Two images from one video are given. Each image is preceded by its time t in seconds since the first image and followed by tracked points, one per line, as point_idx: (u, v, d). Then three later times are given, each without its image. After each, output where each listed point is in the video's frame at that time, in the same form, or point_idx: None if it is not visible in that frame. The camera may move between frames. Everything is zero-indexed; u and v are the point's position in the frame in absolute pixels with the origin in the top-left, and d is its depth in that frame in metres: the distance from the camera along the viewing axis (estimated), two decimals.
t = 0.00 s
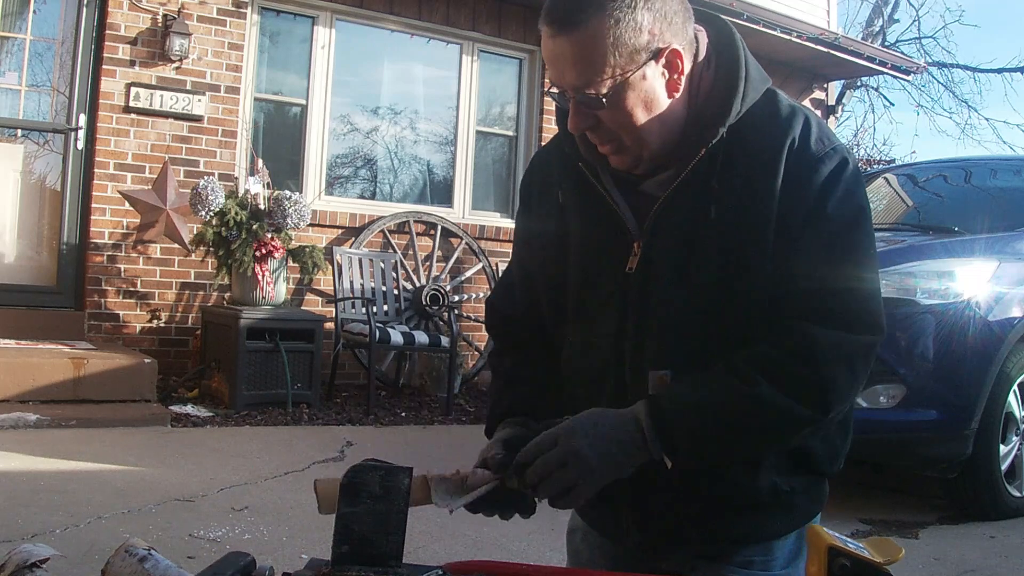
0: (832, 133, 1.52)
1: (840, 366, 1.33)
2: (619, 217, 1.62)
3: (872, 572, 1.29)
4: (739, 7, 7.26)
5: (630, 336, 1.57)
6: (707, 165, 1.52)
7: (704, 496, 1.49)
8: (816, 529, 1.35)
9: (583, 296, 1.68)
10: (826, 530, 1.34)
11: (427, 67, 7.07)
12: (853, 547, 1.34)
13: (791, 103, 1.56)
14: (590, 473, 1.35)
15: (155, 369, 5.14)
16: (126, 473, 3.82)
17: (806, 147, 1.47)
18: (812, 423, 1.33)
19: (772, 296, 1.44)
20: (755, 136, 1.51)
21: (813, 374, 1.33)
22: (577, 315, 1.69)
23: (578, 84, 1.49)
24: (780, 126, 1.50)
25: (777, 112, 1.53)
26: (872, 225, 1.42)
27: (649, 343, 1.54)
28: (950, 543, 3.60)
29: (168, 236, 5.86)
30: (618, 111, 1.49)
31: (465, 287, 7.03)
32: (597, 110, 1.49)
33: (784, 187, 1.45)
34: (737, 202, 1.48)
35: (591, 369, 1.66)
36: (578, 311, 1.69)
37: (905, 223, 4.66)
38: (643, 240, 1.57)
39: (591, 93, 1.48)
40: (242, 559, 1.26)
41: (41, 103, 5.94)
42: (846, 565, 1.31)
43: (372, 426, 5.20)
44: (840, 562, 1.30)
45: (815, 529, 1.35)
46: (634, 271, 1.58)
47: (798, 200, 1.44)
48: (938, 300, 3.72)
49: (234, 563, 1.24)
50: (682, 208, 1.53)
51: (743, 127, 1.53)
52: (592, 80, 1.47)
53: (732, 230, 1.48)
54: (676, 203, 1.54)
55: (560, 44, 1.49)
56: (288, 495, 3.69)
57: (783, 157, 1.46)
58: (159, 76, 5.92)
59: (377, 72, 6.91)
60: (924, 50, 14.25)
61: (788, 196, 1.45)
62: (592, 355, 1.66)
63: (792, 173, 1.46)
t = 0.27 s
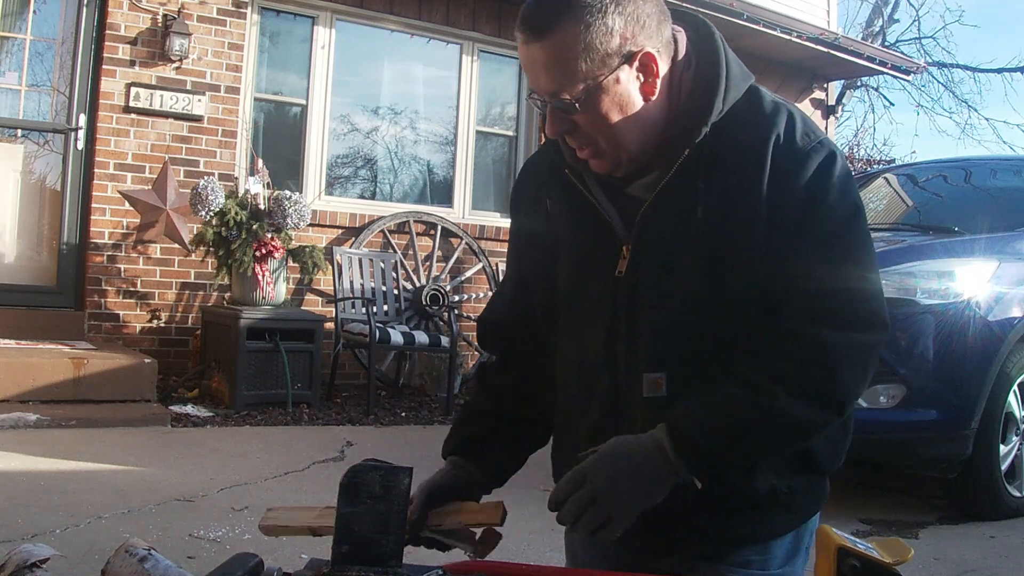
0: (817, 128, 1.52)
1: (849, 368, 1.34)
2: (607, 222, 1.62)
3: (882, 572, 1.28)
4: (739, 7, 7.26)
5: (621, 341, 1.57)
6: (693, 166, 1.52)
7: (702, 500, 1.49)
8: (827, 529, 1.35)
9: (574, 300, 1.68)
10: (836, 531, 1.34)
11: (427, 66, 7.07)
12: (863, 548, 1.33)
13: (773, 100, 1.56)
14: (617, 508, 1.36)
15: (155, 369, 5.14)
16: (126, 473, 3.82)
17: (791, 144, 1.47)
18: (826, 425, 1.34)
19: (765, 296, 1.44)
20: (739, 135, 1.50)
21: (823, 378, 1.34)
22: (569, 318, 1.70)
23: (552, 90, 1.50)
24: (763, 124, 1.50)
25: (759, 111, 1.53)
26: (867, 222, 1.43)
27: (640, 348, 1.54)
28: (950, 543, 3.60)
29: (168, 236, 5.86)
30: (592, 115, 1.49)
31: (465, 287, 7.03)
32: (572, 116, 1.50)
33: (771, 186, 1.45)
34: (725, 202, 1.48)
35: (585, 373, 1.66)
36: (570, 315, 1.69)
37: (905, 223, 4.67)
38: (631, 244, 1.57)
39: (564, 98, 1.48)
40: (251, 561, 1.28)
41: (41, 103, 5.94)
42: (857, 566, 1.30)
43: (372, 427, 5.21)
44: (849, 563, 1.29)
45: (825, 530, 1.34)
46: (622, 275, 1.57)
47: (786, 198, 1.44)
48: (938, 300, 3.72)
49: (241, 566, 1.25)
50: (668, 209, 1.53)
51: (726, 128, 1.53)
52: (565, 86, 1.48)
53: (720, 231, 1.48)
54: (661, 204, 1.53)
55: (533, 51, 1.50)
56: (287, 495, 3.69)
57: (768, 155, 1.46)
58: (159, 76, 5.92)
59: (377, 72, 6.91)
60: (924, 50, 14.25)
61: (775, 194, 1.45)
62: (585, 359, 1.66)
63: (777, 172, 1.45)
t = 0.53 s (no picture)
0: (801, 125, 1.52)
1: (862, 364, 1.35)
2: (593, 227, 1.61)
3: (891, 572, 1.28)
4: (739, 7, 7.25)
5: (613, 346, 1.58)
6: (674, 167, 1.53)
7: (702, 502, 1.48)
8: (834, 529, 1.34)
9: (564, 305, 1.68)
10: (845, 531, 1.33)
11: (427, 67, 7.07)
12: (871, 548, 1.32)
13: (753, 98, 1.56)
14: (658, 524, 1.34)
15: (155, 369, 5.14)
16: (126, 473, 3.82)
17: (775, 142, 1.48)
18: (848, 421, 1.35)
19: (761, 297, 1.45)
20: (724, 137, 1.51)
21: (836, 375, 1.35)
22: (560, 322, 1.70)
23: (530, 101, 1.51)
24: (745, 124, 1.50)
25: (741, 112, 1.53)
26: (861, 217, 1.44)
27: (635, 352, 1.54)
28: (950, 543, 3.60)
29: (168, 236, 5.86)
30: (570, 124, 1.50)
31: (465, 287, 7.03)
32: (551, 126, 1.51)
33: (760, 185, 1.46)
34: (714, 203, 1.49)
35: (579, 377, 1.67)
36: (559, 319, 1.70)
37: (905, 223, 4.67)
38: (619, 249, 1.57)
39: (542, 108, 1.50)
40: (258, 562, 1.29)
41: (41, 103, 5.94)
42: (865, 566, 1.29)
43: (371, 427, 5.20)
44: (858, 563, 1.29)
45: (833, 530, 1.33)
46: (610, 279, 1.57)
47: (775, 198, 1.44)
48: (938, 300, 3.72)
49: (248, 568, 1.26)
50: (653, 212, 1.54)
51: (707, 129, 1.53)
52: (542, 97, 1.49)
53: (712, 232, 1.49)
54: (648, 206, 1.54)
55: (511, 62, 1.52)
56: (287, 495, 3.70)
57: (752, 154, 1.47)
58: (159, 76, 5.92)
59: (377, 72, 6.91)
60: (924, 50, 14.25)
61: (764, 194, 1.45)
62: (579, 364, 1.66)
63: (765, 173, 1.46)
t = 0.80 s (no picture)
0: (787, 124, 1.52)
1: (865, 361, 1.35)
2: (580, 231, 1.61)
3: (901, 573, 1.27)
4: (739, 7, 7.26)
5: (604, 350, 1.57)
6: (662, 170, 1.53)
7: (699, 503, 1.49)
8: (844, 531, 1.34)
9: (554, 309, 1.68)
10: (854, 533, 1.32)
11: (427, 67, 7.07)
12: (881, 549, 1.32)
13: (738, 98, 1.57)
14: (674, 532, 1.34)
15: (155, 369, 5.14)
16: (126, 473, 3.82)
17: (763, 142, 1.48)
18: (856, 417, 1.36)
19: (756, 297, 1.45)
20: (712, 140, 1.51)
21: (840, 373, 1.35)
22: (548, 325, 1.70)
23: (517, 108, 1.50)
24: (733, 125, 1.50)
25: (727, 112, 1.53)
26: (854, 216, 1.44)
27: (628, 354, 1.54)
28: (950, 543, 3.60)
29: (168, 236, 5.86)
30: (558, 131, 1.49)
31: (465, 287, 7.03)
32: (538, 133, 1.50)
33: (750, 187, 1.46)
34: (703, 205, 1.49)
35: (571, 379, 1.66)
36: (549, 321, 1.70)
37: (905, 223, 4.67)
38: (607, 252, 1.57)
39: (529, 116, 1.49)
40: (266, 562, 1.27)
41: (41, 103, 5.94)
42: (875, 567, 1.29)
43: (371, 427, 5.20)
44: (867, 564, 1.29)
45: (843, 532, 1.33)
46: (599, 283, 1.57)
47: (766, 199, 1.44)
48: (938, 300, 3.72)
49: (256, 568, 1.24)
50: (641, 216, 1.53)
51: (694, 132, 1.53)
52: (530, 104, 1.48)
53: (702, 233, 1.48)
54: (636, 209, 1.54)
55: (496, 69, 1.50)
56: (287, 495, 3.69)
57: (740, 155, 1.47)
58: (159, 76, 5.92)
59: (377, 72, 6.91)
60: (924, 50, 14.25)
61: (754, 194, 1.45)
62: (570, 367, 1.66)
63: (754, 174, 1.46)
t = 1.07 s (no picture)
0: (775, 123, 1.52)
1: (858, 359, 1.36)
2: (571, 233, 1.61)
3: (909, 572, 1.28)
4: (739, 7, 7.26)
5: (596, 352, 1.57)
6: (650, 171, 1.53)
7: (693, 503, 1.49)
8: (851, 532, 1.34)
9: (546, 310, 1.68)
10: (861, 533, 1.33)
11: (427, 67, 7.07)
12: (888, 549, 1.32)
13: (725, 97, 1.57)
14: (670, 535, 1.33)
15: (155, 369, 5.14)
16: (126, 473, 3.82)
17: (752, 141, 1.48)
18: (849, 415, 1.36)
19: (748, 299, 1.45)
20: (700, 140, 1.51)
21: (833, 372, 1.35)
22: (541, 326, 1.70)
23: (505, 113, 1.49)
24: (720, 125, 1.50)
25: (715, 112, 1.53)
26: (842, 214, 1.44)
27: (621, 356, 1.54)
28: (950, 543, 3.59)
29: (168, 236, 5.86)
30: (545, 134, 1.49)
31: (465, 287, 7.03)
32: (527, 136, 1.50)
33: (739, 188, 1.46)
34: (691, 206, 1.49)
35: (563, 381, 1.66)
36: (542, 323, 1.70)
37: (905, 223, 4.67)
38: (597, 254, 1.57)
39: (517, 119, 1.48)
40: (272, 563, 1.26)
41: (41, 103, 5.94)
42: (882, 566, 1.29)
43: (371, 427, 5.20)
44: (875, 564, 1.29)
45: (850, 533, 1.33)
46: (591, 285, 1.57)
47: (755, 199, 1.44)
48: (938, 300, 3.72)
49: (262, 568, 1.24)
50: (631, 217, 1.54)
51: (684, 133, 1.53)
52: (517, 108, 1.48)
53: (691, 234, 1.48)
54: (626, 210, 1.54)
55: (483, 74, 1.50)
56: (287, 495, 3.69)
57: (729, 155, 1.47)
58: (159, 76, 5.92)
59: (377, 72, 6.91)
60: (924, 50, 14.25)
61: (743, 195, 1.45)
62: (562, 368, 1.66)
63: (743, 175, 1.46)
